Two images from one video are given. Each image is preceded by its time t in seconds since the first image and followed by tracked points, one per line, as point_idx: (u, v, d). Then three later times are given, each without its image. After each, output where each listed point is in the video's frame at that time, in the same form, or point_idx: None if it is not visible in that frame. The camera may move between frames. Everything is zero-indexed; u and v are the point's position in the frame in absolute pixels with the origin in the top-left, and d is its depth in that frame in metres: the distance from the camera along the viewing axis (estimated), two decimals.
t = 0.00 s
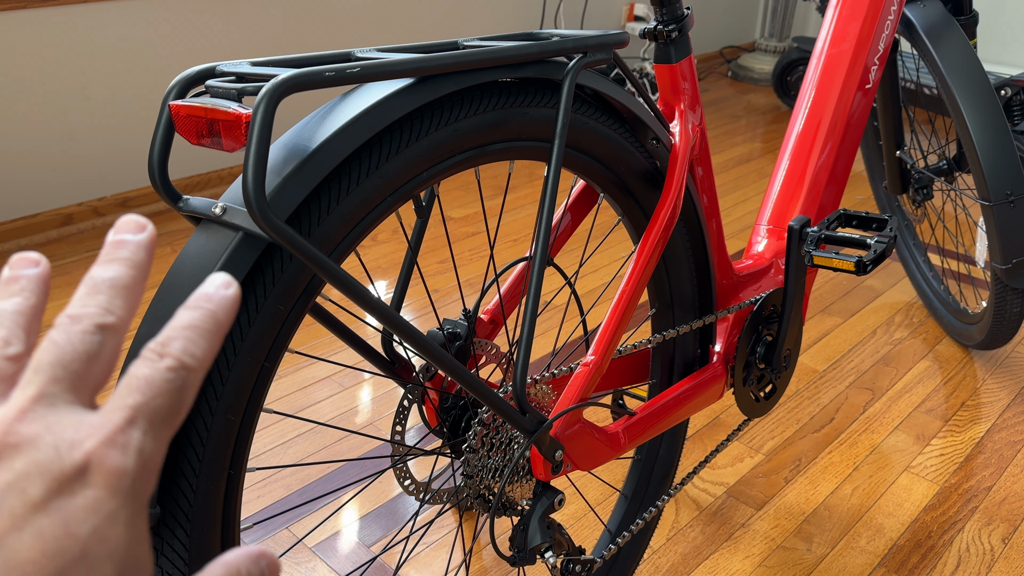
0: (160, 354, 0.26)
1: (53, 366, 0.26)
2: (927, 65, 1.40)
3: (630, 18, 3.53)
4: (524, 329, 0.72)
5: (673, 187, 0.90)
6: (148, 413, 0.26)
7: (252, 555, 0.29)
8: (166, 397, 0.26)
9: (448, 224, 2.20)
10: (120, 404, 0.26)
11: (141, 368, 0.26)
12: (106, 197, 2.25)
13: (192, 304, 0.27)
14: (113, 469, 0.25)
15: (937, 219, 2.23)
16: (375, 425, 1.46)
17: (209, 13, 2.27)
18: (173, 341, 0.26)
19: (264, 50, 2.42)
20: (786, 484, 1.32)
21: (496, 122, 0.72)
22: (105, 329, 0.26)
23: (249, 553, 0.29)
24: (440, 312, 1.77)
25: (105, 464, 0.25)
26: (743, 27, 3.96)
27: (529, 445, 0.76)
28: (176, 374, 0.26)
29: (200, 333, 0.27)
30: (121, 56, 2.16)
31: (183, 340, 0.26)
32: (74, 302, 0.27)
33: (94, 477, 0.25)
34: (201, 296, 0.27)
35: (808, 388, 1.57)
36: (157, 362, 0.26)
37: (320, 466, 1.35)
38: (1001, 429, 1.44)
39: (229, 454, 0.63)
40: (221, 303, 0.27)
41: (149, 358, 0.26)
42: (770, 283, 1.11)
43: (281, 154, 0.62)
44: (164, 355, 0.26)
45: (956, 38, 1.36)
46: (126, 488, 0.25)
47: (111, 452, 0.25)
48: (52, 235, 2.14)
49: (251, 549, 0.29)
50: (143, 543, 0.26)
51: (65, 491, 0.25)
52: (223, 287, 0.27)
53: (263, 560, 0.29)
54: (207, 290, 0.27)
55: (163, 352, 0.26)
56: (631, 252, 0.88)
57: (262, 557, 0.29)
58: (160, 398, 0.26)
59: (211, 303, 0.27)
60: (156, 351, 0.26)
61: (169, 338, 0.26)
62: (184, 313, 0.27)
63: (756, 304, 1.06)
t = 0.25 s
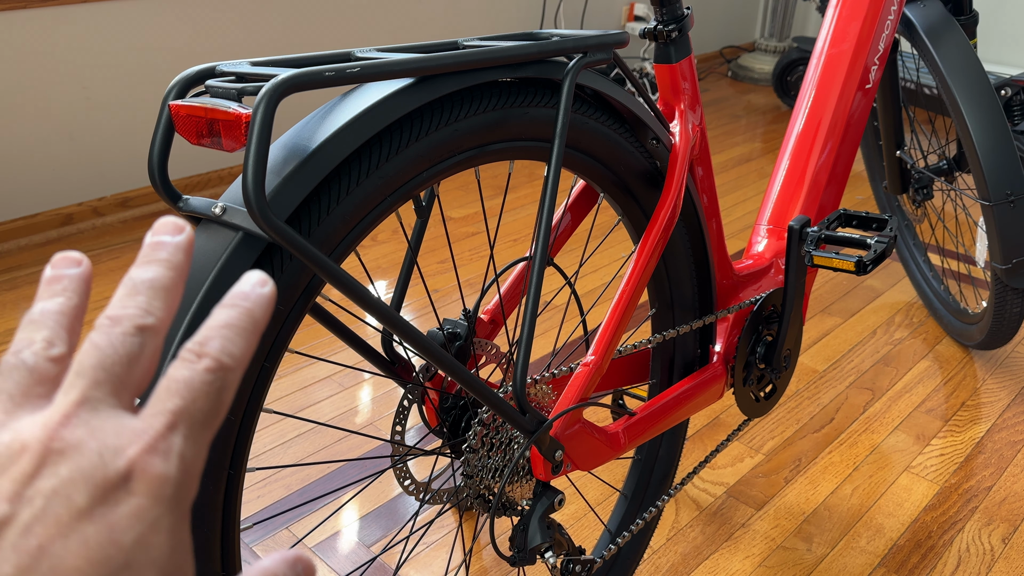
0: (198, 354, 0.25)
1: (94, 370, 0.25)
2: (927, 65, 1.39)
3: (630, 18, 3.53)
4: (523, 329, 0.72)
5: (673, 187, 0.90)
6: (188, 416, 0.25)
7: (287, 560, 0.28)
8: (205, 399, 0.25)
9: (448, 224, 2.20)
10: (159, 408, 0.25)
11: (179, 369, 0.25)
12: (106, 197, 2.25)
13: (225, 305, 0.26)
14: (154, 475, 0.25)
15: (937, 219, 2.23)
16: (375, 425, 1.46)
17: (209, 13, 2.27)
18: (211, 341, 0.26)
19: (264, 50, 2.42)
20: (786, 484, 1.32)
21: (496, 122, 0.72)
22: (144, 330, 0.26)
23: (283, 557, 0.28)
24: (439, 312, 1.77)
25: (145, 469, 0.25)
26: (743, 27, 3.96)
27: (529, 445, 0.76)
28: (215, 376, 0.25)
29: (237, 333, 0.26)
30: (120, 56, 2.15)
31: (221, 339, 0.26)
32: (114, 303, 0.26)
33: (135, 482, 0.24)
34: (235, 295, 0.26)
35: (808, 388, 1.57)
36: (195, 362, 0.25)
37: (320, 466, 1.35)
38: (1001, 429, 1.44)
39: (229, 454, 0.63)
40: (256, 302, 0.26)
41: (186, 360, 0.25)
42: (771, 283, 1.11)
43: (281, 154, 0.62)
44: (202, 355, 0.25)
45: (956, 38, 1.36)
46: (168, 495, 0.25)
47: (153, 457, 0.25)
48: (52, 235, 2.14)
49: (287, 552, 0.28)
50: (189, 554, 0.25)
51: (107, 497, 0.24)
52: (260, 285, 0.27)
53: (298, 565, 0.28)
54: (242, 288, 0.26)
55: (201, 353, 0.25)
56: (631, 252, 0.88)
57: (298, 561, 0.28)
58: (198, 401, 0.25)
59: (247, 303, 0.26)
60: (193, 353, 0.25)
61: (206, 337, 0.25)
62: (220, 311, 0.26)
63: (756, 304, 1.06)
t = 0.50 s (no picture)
0: (210, 378, 0.25)
1: (109, 396, 0.25)
2: (927, 65, 1.39)
3: (630, 18, 3.53)
4: (524, 329, 0.72)
5: (673, 187, 0.90)
6: (199, 441, 0.25)
7: None
8: (217, 424, 0.25)
9: (448, 224, 2.20)
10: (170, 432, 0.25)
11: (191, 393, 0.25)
12: (106, 197, 2.25)
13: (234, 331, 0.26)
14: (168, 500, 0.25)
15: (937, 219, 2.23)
16: (375, 425, 1.46)
17: (209, 13, 2.27)
18: (222, 364, 0.25)
19: (264, 50, 2.42)
20: (786, 484, 1.32)
21: (496, 122, 0.72)
22: (157, 355, 0.26)
23: None
24: (440, 312, 1.77)
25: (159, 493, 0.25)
26: (743, 27, 3.96)
27: (529, 445, 0.76)
28: (225, 399, 0.25)
29: (248, 357, 0.26)
30: (121, 56, 2.16)
31: (232, 363, 0.25)
32: (127, 328, 0.26)
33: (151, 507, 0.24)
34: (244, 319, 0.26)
35: (808, 388, 1.57)
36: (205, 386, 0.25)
37: (320, 466, 1.35)
38: (1001, 429, 1.44)
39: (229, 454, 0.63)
40: (266, 327, 0.26)
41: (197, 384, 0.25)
42: (771, 283, 1.11)
43: (281, 154, 0.62)
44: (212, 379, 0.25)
45: (957, 38, 1.36)
46: (183, 520, 0.25)
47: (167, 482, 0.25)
48: (52, 235, 2.14)
49: None
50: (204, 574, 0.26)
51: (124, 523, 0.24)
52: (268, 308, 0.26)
53: None
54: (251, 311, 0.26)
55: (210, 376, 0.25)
56: (631, 252, 0.88)
57: None
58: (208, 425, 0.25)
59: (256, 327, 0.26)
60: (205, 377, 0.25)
61: (218, 361, 0.25)
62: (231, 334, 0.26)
63: (756, 304, 1.06)
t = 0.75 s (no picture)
0: (320, 399, 0.39)
1: (253, 423, 0.37)
2: (927, 65, 1.39)
3: (630, 18, 3.53)
4: (524, 329, 0.72)
5: (673, 187, 0.90)
6: (317, 437, 0.36)
7: None
8: (329, 424, 0.37)
9: (448, 224, 2.20)
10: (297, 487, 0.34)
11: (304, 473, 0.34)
12: (106, 197, 2.25)
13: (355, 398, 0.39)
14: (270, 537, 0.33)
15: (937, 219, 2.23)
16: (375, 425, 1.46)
17: (209, 13, 2.27)
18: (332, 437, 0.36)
19: (264, 50, 2.42)
20: (786, 484, 1.32)
21: (496, 122, 0.72)
22: (283, 395, 0.38)
23: None
24: (440, 312, 1.77)
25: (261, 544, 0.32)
26: (743, 27, 3.96)
27: (529, 445, 0.76)
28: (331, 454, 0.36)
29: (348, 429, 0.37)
30: (121, 56, 2.16)
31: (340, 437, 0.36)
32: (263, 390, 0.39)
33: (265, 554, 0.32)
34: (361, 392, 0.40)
35: (808, 388, 1.57)
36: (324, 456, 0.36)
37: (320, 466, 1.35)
38: (1001, 429, 1.44)
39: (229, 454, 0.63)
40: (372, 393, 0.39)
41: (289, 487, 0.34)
42: (771, 282, 1.11)
43: (281, 154, 0.62)
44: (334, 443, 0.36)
45: (956, 38, 1.36)
46: (304, 489, 0.34)
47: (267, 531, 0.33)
48: (52, 235, 2.14)
49: None
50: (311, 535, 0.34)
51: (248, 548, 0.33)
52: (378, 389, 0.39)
53: None
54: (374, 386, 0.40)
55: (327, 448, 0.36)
56: (631, 252, 0.88)
57: None
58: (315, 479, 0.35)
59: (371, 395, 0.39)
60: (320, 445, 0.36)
61: (330, 389, 0.39)
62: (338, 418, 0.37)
63: (756, 304, 1.06)
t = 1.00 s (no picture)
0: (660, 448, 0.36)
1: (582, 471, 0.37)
2: (927, 65, 1.39)
3: (630, 18, 3.53)
4: (524, 329, 0.72)
5: (673, 187, 0.90)
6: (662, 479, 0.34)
7: None
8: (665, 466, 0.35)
9: (448, 224, 2.20)
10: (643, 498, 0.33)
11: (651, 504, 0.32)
12: (106, 197, 2.25)
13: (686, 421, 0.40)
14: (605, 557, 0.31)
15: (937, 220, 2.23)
16: (375, 425, 1.46)
17: (209, 13, 2.27)
18: (677, 473, 0.34)
19: (264, 50, 2.42)
20: (786, 484, 1.32)
21: (497, 122, 0.72)
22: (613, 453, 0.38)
23: None
24: (439, 312, 1.77)
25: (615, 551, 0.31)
26: (743, 27, 3.96)
27: (529, 445, 0.76)
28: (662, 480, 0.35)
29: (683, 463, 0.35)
30: (121, 56, 2.16)
31: (682, 475, 0.34)
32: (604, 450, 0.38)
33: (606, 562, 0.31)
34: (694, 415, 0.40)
35: (808, 388, 1.56)
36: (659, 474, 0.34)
37: (320, 466, 1.35)
38: (1002, 429, 1.44)
39: (229, 454, 0.63)
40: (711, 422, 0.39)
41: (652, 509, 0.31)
42: (771, 283, 1.11)
43: (281, 154, 0.62)
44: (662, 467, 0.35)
45: (956, 38, 1.36)
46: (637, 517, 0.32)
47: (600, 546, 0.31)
48: (52, 235, 2.14)
49: None
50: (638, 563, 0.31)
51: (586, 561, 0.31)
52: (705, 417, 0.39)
53: None
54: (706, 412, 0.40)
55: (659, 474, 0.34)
56: (631, 252, 0.88)
57: None
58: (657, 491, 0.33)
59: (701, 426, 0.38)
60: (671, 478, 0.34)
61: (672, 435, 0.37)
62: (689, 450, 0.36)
63: (756, 304, 1.06)
